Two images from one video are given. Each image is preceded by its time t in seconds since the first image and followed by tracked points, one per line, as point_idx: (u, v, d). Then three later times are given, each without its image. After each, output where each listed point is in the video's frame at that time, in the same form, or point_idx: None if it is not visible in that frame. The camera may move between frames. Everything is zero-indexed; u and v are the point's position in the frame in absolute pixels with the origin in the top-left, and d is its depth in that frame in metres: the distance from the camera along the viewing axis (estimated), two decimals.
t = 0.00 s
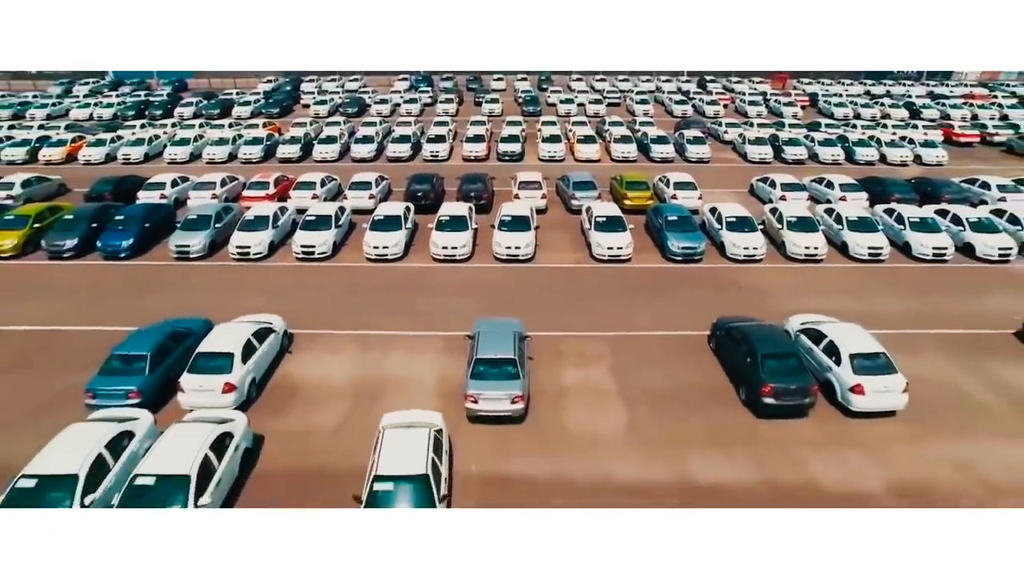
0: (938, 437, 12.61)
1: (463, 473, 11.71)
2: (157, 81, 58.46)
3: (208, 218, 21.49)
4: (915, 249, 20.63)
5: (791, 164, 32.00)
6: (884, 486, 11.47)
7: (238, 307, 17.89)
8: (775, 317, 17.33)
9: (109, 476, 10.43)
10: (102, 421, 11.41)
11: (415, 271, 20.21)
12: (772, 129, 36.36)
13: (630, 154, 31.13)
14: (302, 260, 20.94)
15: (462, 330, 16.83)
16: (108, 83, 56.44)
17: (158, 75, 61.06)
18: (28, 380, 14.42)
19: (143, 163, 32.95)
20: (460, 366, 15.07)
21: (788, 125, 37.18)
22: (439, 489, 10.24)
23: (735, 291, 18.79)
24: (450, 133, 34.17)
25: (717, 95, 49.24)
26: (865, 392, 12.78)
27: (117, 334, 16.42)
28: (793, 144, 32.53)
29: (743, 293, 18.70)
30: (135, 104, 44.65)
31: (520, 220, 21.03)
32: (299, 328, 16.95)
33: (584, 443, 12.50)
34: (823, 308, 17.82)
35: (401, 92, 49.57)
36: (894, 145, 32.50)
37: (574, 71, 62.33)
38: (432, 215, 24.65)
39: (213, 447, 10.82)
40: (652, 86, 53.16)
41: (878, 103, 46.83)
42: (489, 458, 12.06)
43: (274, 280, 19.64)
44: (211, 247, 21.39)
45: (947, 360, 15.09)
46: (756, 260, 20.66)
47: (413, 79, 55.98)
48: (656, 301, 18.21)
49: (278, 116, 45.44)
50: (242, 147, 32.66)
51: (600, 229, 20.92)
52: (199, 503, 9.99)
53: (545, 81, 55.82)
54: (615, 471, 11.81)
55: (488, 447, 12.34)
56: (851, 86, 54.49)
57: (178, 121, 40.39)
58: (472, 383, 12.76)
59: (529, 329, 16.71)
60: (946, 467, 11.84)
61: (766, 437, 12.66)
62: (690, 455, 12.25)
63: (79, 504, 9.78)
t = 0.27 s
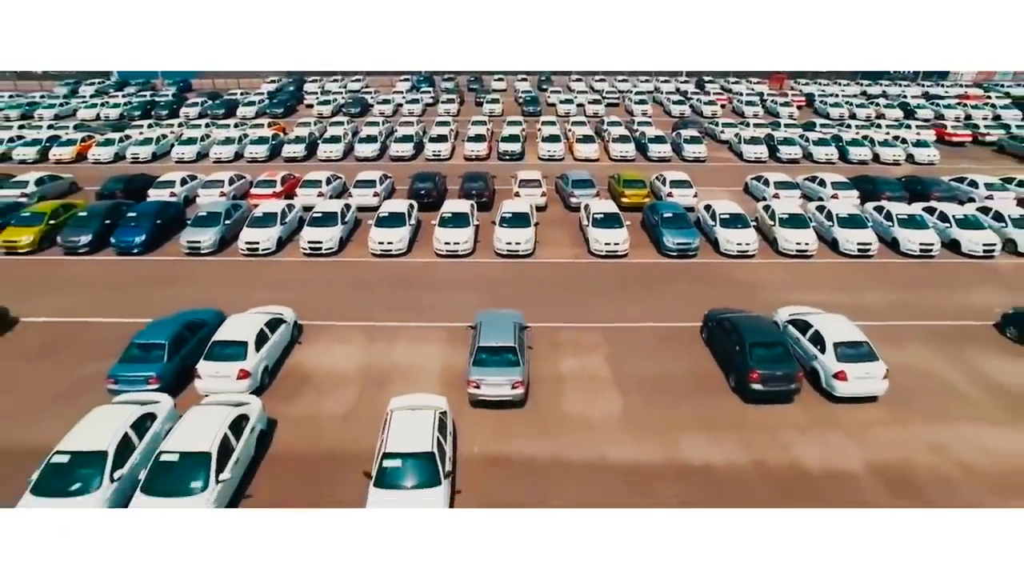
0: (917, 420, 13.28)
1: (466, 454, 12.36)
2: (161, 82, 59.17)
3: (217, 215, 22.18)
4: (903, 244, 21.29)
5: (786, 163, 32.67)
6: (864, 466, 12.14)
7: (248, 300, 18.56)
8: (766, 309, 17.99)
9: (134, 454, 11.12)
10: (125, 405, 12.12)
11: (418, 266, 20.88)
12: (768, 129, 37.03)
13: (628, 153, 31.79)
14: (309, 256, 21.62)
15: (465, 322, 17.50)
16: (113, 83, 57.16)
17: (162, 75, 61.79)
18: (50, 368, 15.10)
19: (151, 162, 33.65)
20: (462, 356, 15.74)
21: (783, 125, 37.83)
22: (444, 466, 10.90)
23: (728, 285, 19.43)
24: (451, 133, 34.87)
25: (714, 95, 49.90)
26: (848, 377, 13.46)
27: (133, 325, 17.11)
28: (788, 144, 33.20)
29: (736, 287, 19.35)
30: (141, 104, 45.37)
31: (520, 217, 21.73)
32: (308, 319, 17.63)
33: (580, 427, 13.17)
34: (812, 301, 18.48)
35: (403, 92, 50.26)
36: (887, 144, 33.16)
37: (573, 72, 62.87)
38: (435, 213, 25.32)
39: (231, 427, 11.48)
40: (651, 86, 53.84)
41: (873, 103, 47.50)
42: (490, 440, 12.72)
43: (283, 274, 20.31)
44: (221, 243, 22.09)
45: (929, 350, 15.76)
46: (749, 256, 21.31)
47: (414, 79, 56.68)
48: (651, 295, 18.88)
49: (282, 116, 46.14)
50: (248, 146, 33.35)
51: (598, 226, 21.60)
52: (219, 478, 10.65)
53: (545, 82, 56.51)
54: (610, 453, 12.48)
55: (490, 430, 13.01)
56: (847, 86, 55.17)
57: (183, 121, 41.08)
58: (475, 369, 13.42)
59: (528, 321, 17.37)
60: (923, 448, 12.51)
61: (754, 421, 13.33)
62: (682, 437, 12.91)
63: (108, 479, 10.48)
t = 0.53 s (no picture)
0: (893, 404, 14.14)
1: (469, 434, 13.18)
2: (166, 82, 59.99)
3: (229, 212, 23.01)
4: (889, 240, 22.12)
5: (780, 162, 33.49)
6: (842, 445, 12.98)
7: (260, 292, 19.38)
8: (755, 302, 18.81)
9: (162, 431, 11.95)
10: (151, 387, 12.96)
11: (423, 261, 21.70)
12: (763, 129, 37.84)
13: (625, 152, 32.61)
14: (317, 251, 22.45)
15: (467, 313, 18.32)
16: (119, 84, 57.99)
17: (168, 75, 62.65)
18: (75, 356, 15.94)
19: (160, 161, 34.48)
20: (465, 344, 16.55)
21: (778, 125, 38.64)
22: (449, 442, 11.72)
23: (720, 279, 20.25)
24: (453, 133, 35.70)
25: (712, 96, 50.73)
26: (829, 363, 14.28)
27: (151, 316, 17.95)
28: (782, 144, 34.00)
29: (727, 280, 20.16)
30: (148, 104, 46.20)
31: (520, 214, 22.55)
32: (317, 310, 18.45)
33: (577, 409, 13.99)
34: (800, 294, 19.31)
35: (405, 93, 51.10)
36: (878, 144, 33.99)
37: (573, 73, 63.70)
38: (438, 210, 26.15)
39: (251, 407, 12.30)
40: (649, 87, 54.66)
41: (868, 103, 48.31)
42: (492, 421, 13.54)
43: (293, 268, 21.13)
44: (232, 239, 22.91)
45: (908, 339, 16.62)
46: (741, 251, 22.13)
47: (416, 80, 57.51)
48: (646, 288, 19.69)
49: (286, 117, 46.97)
50: (255, 146, 34.18)
51: (595, 222, 22.42)
52: (241, 452, 11.48)
53: (545, 82, 57.34)
54: (604, 433, 13.30)
55: (491, 412, 13.85)
56: (843, 87, 55.98)
57: (190, 121, 41.91)
58: (478, 354, 14.23)
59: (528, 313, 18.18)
60: (898, 429, 13.37)
61: (740, 404, 14.16)
62: (672, 418, 13.73)
63: (138, 453, 11.32)
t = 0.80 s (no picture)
0: (877, 391, 14.81)
1: (472, 419, 13.86)
2: (170, 83, 60.70)
3: (238, 209, 23.70)
4: (878, 237, 22.80)
5: (775, 161, 34.17)
6: (827, 428, 13.64)
7: (269, 286, 20.07)
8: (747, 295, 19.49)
9: (181, 415, 12.64)
10: (170, 373, 13.65)
11: (426, 256, 22.38)
12: (759, 129, 38.53)
13: (623, 152, 33.31)
14: (323, 247, 23.14)
15: (469, 305, 19.00)
16: (124, 84, 58.71)
17: (172, 76, 63.37)
18: (96, 346, 16.67)
19: (167, 160, 35.20)
20: (468, 335, 17.23)
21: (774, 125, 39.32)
22: (453, 424, 12.39)
23: (714, 273, 20.92)
24: (455, 133, 36.40)
25: (709, 96, 51.43)
26: (815, 352, 14.97)
27: (167, 309, 18.67)
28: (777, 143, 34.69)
29: (721, 275, 20.84)
30: (154, 105, 46.92)
31: (520, 211, 23.25)
32: (325, 302, 19.13)
33: (575, 396, 14.66)
34: (791, 288, 19.98)
35: (407, 94, 51.82)
36: (872, 143, 34.67)
37: (572, 73, 64.44)
38: (440, 208, 26.84)
39: (265, 392, 12.98)
40: (647, 87, 55.36)
41: (863, 103, 49.00)
42: (494, 407, 14.22)
43: (300, 263, 21.82)
44: (241, 236, 23.60)
45: (893, 331, 17.29)
46: (734, 247, 22.81)
47: (418, 81, 58.23)
48: (642, 282, 20.37)
49: (290, 117, 47.67)
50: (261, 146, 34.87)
51: (593, 219, 23.11)
52: (257, 433, 12.15)
53: (545, 83, 58.06)
54: (600, 418, 13.97)
55: (493, 398, 14.53)
56: (839, 87, 56.68)
57: (196, 121, 42.61)
58: (480, 344, 14.92)
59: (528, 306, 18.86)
60: (881, 414, 14.03)
61: (730, 390, 14.85)
62: (665, 404, 14.41)
63: (161, 434, 12.03)
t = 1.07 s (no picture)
0: (860, 379, 15.50)
1: (474, 405, 14.56)
2: (175, 83, 61.41)
3: (246, 207, 24.41)
4: (867, 233, 23.51)
5: (770, 161, 34.87)
6: (811, 413, 14.34)
7: (277, 280, 20.75)
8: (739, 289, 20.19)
9: (199, 399, 13.35)
10: (187, 361, 14.36)
11: (429, 253, 23.08)
12: (755, 128, 39.24)
13: (621, 151, 34.03)
14: (329, 244, 23.85)
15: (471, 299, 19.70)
16: (129, 85, 59.43)
17: (176, 76, 64.08)
18: (113, 337, 17.38)
19: (174, 160, 35.91)
20: (469, 327, 17.93)
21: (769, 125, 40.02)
22: (456, 408, 13.09)
23: (707, 269, 21.62)
24: (456, 133, 37.10)
25: (707, 97, 52.16)
26: (801, 342, 15.67)
27: (179, 301, 19.38)
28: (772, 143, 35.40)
29: (714, 270, 21.54)
30: (160, 105, 47.63)
31: (520, 209, 23.95)
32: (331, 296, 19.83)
33: (572, 383, 15.37)
34: (782, 283, 20.68)
35: (409, 94, 52.55)
36: (865, 143, 35.37)
37: (572, 74, 65.16)
38: (442, 206, 27.55)
39: (278, 378, 13.68)
40: (646, 88, 56.09)
41: (858, 104, 49.71)
42: (494, 394, 14.92)
43: (307, 259, 22.52)
44: (249, 233, 24.31)
45: (878, 323, 17.99)
46: (728, 244, 23.50)
47: (419, 81, 58.93)
48: (638, 276, 21.07)
49: (293, 117, 48.37)
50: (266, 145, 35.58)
51: (591, 216, 23.81)
52: (271, 416, 12.85)
53: (545, 84, 58.77)
54: (596, 404, 14.67)
55: (493, 386, 15.23)
56: (835, 87, 57.37)
57: (201, 122, 43.32)
58: (481, 334, 15.62)
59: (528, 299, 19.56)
60: (863, 400, 14.72)
61: (720, 378, 15.55)
62: (658, 392, 15.11)
63: (180, 417, 12.74)
